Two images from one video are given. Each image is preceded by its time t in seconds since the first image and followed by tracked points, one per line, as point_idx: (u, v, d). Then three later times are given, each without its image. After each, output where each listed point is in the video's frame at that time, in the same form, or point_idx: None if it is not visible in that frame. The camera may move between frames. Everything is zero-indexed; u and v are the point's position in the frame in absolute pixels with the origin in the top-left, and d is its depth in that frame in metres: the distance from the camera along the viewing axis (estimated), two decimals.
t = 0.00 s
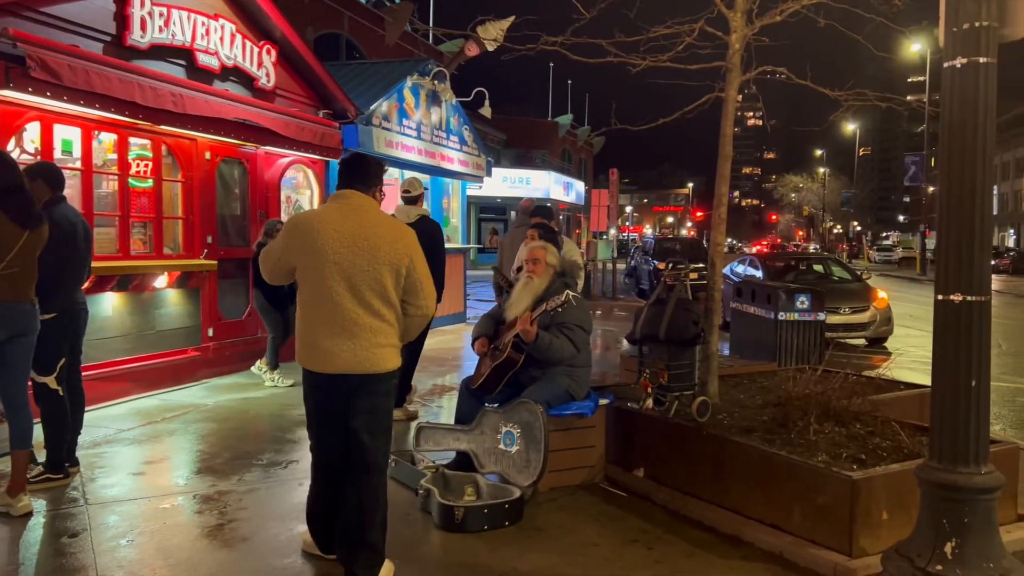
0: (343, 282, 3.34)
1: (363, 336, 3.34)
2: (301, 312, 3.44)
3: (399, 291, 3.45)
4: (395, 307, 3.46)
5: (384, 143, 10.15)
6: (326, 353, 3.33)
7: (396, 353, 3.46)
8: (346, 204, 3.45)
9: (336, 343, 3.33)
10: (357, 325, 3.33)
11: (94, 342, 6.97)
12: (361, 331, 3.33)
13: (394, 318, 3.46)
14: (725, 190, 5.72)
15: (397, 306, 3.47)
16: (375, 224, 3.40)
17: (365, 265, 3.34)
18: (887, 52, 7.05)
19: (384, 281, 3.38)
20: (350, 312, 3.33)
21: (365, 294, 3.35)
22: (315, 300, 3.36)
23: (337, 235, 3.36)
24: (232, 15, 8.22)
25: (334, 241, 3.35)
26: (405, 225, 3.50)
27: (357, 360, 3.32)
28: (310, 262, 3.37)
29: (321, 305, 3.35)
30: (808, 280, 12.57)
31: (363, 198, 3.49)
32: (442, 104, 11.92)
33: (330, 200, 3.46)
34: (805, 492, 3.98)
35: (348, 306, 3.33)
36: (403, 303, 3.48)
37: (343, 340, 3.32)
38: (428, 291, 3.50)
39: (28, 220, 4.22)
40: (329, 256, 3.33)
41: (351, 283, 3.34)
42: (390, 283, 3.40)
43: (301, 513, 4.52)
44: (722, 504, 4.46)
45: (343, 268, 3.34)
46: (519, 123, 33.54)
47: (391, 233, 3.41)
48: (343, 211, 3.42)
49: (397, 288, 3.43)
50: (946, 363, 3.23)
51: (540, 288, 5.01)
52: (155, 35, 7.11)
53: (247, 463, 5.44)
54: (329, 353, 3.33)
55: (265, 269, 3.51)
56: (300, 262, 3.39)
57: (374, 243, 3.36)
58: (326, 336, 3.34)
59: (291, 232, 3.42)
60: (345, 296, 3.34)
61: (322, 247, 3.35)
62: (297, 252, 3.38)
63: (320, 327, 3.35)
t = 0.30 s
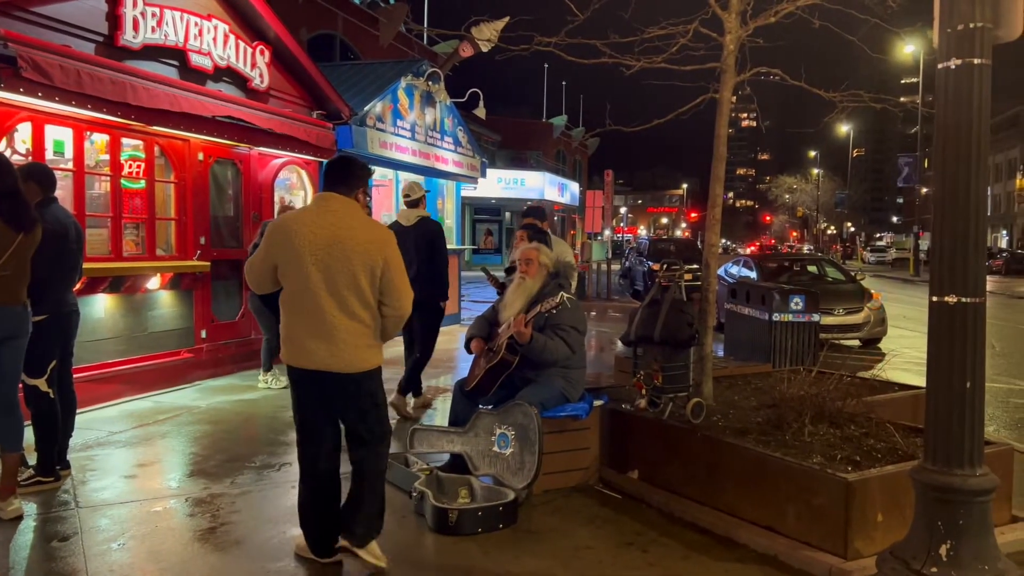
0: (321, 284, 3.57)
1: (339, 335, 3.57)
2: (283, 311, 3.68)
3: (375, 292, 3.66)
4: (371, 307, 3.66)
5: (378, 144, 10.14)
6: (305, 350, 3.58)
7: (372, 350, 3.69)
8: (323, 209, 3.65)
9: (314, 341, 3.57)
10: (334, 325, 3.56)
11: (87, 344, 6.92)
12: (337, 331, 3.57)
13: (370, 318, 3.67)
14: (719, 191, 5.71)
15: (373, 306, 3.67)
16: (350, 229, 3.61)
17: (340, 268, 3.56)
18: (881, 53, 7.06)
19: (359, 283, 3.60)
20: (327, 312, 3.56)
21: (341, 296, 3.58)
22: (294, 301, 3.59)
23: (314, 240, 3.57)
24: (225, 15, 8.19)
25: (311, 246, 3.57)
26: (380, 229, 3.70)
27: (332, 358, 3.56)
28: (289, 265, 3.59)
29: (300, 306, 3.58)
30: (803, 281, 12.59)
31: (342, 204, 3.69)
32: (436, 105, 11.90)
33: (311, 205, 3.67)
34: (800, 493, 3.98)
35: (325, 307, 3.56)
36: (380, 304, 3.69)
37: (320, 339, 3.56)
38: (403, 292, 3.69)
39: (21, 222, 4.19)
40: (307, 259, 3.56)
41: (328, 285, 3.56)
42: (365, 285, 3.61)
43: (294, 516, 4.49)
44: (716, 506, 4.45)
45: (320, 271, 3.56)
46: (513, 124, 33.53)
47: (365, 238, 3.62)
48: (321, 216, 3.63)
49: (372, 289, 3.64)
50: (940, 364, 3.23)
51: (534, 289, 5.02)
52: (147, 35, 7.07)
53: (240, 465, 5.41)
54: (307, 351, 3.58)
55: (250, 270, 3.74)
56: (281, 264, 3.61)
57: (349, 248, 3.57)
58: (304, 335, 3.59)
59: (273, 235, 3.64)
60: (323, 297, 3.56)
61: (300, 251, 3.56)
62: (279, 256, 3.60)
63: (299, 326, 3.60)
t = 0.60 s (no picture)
0: (323, 280, 3.70)
1: (342, 330, 3.70)
2: (285, 308, 3.78)
3: (375, 289, 3.81)
4: (372, 303, 3.81)
5: (377, 146, 10.13)
6: (307, 345, 3.69)
7: (372, 345, 3.82)
8: (324, 209, 3.79)
9: (316, 335, 3.69)
10: (336, 320, 3.70)
11: (86, 345, 6.89)
12: (340, 325, 3.70)
13: (371, 314, 3.81)
14: (720, 192, 5.69)
15: (373, 303, 3.82)
16: (352, 227, 3.76)
17: (343, 265, 3.71)
18: (881, 54, 7.04)
19: (360, 279, 3.75)
20: (330, 307, 3.69)
21: (343, 292, 3.72)
22: (296, 297, 3.71)
23: (318, 238, 3.71)
24: (225, 16, 8.18)
25: (315, 243, 3.70)
26: (379, 229, 3.86)
27: (335, 352, 3.68)
28: (291, 261, 3.71)
29: (302, 302, 3.70)
30: (803, 283, 12.58)
31: (344, 204, 3.84)
32: (436, 107, 11.89)
33: (313, 205, 3.81)
34: (801, 496, 3.96)
35: (328, 302, 3.69)
36: (379, 301, 3.84)
37: (323, 333, 3.68)
38: (402, 289, 3.85)
39: (22, 224, 4.18)
40: (310, 256, 3.69)
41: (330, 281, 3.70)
42: (366, 281, 3.76)
43: (293, 519, 4.47)
44: (717, 509, 4.43)
45: (322, 267, 3.70)
46: (512, 126, 33.53)
47: (367, 236, 3.78)
48: (324, 215, 3.77)
49: (373, 286, 3.79)
50: (943, 366, 3.21)
51: (534, 291, 5.00)
52: (146, 37, 7.05)
53: (240, 467, 5.39)
54: (310, 346, 3.68)
55: (249, 268, 3.82)
56: (283, 262, 3.72)
57: (351, 245, 3.73)
58: (307, 331, 3.70)
59: (275, 235, 3.75)
60: (326, 293, 3.70)
61: (303, 248, 3.69)
62: (281, 254, 3.72)
63: (301, 321, 3.71)
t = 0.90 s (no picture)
0: (350, 284, 3.78)
1: (366, 332, 3.79)
2: (307, 309, 3.84)
3: (398, 294, 3.92)
4: (393, 308, 3.92)
5: (381, 148, 10.14)
6: (329, 346, 3.75)
7: (390, 348, 3.92)
8: (354, 215, 3.88)
9: (340, 337, 3.76)
10: (360, 323, 3.79)
11: (90, 348, 6.88)
12: (363, 328, 3.79)
13: (391, 318, 3.92)
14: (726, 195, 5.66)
15: (394, 308, 3.93)
16: (381, 234, 3.87)
17: (371, 270, 3.80)
18: (887, 56, 6.99)
19: (385, 285, 3.85)
20: (356, 310, 3.78)
21: (369, 296, 3.81)
22: (322, 299, 3.78)
23: (347, 242, 3.80)
24: (230, 19, 8.18)
25: (344, 248, 3.79)
26: (404, 237, 3.98)
27: (358, 353, 3.77)
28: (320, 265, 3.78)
29: (328, 304, 3.77)
30: (808, 285, 12.53)
31: (371, 212, 3.94)
32: (440, 109, 11.87)
33: (341, 211, 3.90)
34: (809, 502, 3.92)
35: (353, 305, 3.78)
36: (399, 306, 3.95)
37: (346, 336, 3.76)
38: (422, 297, 3.99)
39: (28, 228, 4.16)
40: (339, 260, 3.77)
41: (357, 285, 3.78)
42: (390, 287, 3.87)
43: (297, 523, 4.44)
44: (724, 514, 4.39)
45: (349, 271, 3.78)
46: (516, 128, 33.49)
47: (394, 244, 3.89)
48: (353, 221, 3.86)
49: (395, 292, 3.90)
50: (955, 370, 3.17)
51: (537, 294, 4.96)
52: (151, 39, 7.06)
53: (244, 471, 5.38)
54: (333, 346, 3.75)
55: (274, 269, 3.87)
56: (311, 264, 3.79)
57: (379, 252, 3.83)
58: (330, 332, 3.76)
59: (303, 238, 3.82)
60: (352, 296, 3.78)
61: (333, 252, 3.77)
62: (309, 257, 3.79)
63: (324, 323, 3.77)
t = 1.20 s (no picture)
0: (376, 282, 3.81)
1: (389, 329, 3.83)
2: (333, 306, 3.87)
3: (422, 294, 3.96)
4: (417, 307, 3.95)
5: (388, 151, 10.16)
6: (354, 343, 3.79)
7: (411, 347, 3.95)
8: (384, 215, 3.92)
9: (365, 334, 3.79)
10: (384, 321, 3.82)
11: (98, 351, 6.87)
12: (389, 326, 3.83)
13: (414, 317, 3.96)
14: (736, 197, 5.62)
15: (418, 307, 3.96)
16: (409, 235, 3.91)
17: (399, 270, 3.83)
18: (897, 57, 6.95)
19: (410, 284, 3.88)
20: (380, 308, 3.81)
21: (394, 295, 3.84)
22: (349, 297, 3.82)
23: (377, 241, 3.83)
24: (238, 22, 8.19)
25: (374, 246, 3.82)
26: (430, 238, 4.01)
27: (380, 350, 3.80)
28: (349, 263, 3.81)
29: (355, 302, 3.81)
30: (817, 288, 12.46)
31: (401, 212, 3.98)
32: (448, 111, 11.87)
33: (372, 211, 3.94)
34: (821, 508, 3.86)
35: (380, 303, 3.81)
36: (422, 306, 3.99)
37: (371, 333, 3.80)
38: (445, 297, 4.02)
39: (37, 229, 4.14)
40: (368, 258, 3.80)
41: (384, 284, 3.82)
42: (416, 286, 3.90)
43: (303, 528, 4.41)
44: (734, 519, 4.34)
45: (376, 269, 3.81)
46: (523, 131, 33.51)
47: (422, 244, 3.93)
48: (383, 221, 3.89)
49: (420, 291, 3.94)
50: (971, 373, 3.12)
51: (546, 297, 4.92)
52: (159, 42, 7.06)
53: (251, 474, 5.35)
54: (356, 342, 3.78)
55: (303, 265, 3.90)
56: (339, 262, 3.83)
57: (409, 252, 3.86)
58: (354, 328, 3.80)
59: (333, 235, 3.86)
60: (377, 294, 3.81)
61: (361, 250, 3.81)
62: (337, 254, 3.83)
63: (350, 321, 3.81)
